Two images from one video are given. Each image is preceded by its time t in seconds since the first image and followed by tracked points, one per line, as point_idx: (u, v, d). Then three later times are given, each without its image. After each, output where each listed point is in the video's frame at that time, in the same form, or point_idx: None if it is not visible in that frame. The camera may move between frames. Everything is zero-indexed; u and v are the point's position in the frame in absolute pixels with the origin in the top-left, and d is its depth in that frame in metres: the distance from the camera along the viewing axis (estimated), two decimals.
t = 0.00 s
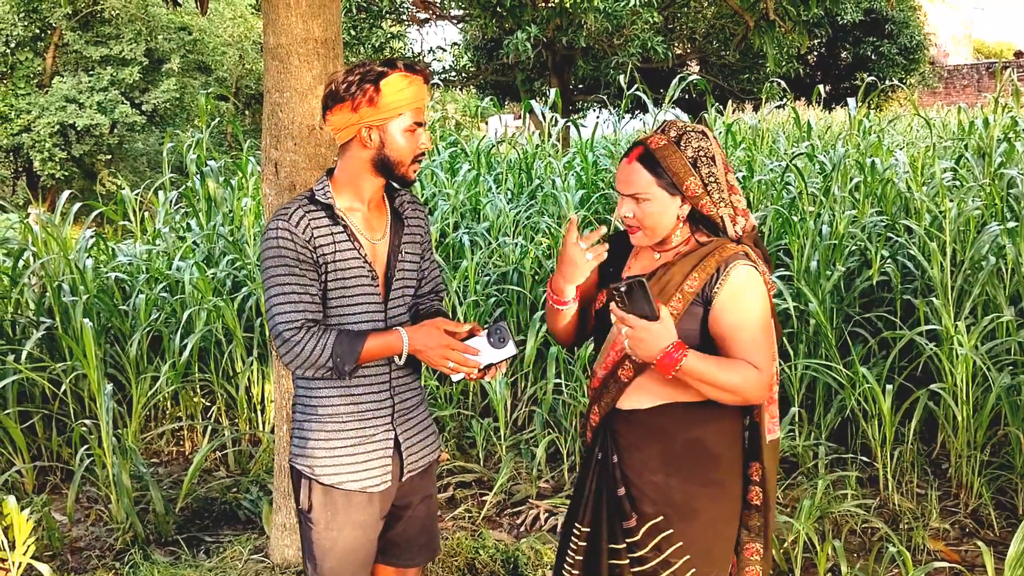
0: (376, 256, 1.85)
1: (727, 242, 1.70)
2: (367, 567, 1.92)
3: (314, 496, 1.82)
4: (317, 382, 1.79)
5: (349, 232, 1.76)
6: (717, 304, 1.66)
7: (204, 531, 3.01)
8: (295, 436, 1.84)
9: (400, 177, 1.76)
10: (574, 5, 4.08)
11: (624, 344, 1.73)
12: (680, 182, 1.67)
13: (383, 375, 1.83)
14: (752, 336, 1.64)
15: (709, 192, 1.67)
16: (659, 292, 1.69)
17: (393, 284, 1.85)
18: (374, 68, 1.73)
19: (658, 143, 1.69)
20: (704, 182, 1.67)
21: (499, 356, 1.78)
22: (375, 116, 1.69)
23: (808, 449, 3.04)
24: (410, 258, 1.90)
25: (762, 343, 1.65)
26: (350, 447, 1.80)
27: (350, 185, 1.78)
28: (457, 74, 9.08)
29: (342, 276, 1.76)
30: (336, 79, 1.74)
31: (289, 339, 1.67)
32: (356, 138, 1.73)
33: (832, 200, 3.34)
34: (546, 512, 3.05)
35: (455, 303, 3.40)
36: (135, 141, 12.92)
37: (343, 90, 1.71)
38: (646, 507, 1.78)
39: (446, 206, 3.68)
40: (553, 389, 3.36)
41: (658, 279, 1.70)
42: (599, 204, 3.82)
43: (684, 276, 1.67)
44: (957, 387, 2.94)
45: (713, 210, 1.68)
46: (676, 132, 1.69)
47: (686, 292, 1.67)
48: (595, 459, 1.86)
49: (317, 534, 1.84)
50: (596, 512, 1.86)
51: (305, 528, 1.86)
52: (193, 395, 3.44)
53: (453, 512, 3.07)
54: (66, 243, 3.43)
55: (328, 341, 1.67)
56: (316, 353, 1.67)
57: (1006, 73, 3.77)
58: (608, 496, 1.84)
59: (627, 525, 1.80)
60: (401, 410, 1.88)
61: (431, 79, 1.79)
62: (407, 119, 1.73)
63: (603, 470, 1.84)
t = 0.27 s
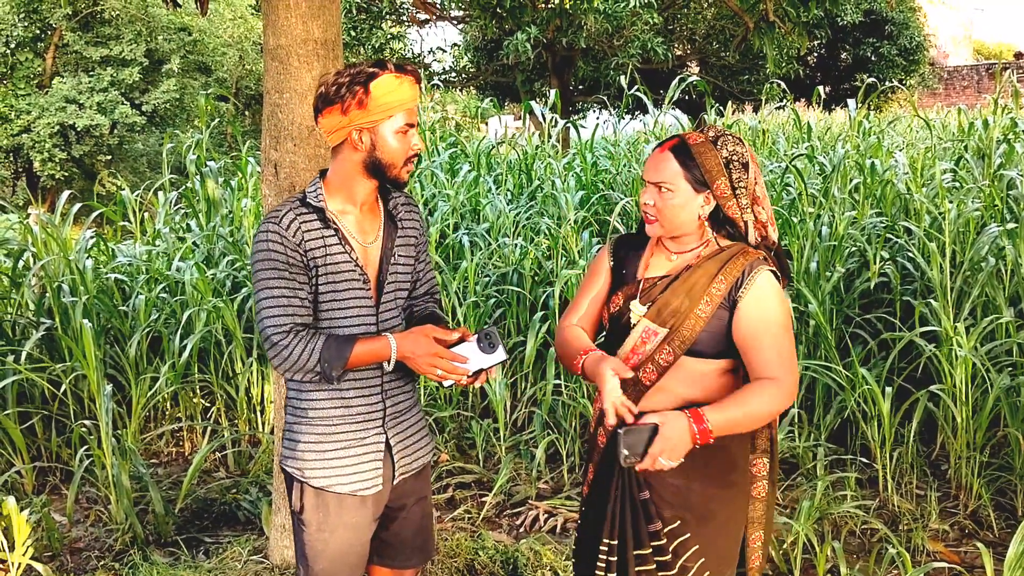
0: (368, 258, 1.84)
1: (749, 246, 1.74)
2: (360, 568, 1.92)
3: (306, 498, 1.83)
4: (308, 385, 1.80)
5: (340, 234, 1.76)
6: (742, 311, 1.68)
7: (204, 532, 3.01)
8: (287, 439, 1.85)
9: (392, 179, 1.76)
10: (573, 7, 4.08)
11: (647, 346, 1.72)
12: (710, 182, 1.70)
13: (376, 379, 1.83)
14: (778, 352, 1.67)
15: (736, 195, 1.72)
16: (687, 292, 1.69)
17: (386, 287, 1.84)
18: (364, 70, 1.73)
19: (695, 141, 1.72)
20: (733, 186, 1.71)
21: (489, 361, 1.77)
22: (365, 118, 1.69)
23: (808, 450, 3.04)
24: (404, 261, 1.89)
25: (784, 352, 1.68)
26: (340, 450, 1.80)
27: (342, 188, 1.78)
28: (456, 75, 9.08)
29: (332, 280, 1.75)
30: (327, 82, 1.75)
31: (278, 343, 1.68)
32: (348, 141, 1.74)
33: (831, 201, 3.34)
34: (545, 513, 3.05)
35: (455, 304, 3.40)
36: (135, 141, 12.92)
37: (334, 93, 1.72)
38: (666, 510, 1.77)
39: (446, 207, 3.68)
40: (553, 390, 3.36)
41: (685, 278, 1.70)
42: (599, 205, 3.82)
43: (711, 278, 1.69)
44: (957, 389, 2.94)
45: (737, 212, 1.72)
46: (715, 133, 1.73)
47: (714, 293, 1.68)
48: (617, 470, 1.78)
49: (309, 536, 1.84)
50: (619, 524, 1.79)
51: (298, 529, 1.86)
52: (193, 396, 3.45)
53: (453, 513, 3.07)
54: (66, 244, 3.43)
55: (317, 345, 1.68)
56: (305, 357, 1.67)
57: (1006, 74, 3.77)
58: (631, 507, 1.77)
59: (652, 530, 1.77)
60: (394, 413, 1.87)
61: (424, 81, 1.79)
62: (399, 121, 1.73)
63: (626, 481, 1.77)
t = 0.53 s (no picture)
0: (359, 260, 1.84)
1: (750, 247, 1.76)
2: (351, 569, 1.92)
3: (296, 499, 1.83)
4: (297, 387, 1.80)
5: (330, 236, 1.76)
6: (750, 313, 1.71)
7: (202, 532, 3.01)
8: (277, 440, 1.85)
9: (384, 180, 1.76)
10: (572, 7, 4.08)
11: (648, 344, 1.72)
12: (716, 182, 1.72)
13: (365, 380, 1.83)
14: (787, 353, 1.70)
15: (739, 196, 1.74)
16: (691, 291, 1.70)
17: (378, 288, 1.85)
18: (356, 71, 1.73)
19: (702, 140, 1.74)
20: (737, 187, 1.73)
21: (478, 364, 1.79)
22: (356, 120, 1.69)
23: (805, 450, 3.04)
24: (395, 261, 1.89)
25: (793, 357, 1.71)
26: (330, 452, 1.80)
27: (333, 189, 1.78)
28: (455, 75, 9.08)
29: (322, 281, 1.75)
30: (318, 82, 1.74)
31: (267, 345, 1.67)
32: (339, 142, 1.74)
33: (829, 201, 3.34)
34: (543, 512, 3.05)
35: (453, 305, 3.40)
36: (133, 141, 12.90)
37: (325, 94, 1.71)
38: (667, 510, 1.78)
39: (444, 207, 3.68)
40: (551, 390, 3.36)
41: (688, 277, 1.71)
42: (597, 205, 3.82)
43: (716, 278, 1.71)
44: (954, 389, 2.95)
45: (739, 213, 1.74)
46: (721, 134, 1.75)
47: (718, 294, 1.70)
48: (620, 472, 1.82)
49: (299, 538, 1.84)
50: (631, 527, 1.80)
51: (289, 530, 1.86)
52: (191, 396, 3.45)
53: (451, 513, 3.07)
54: (64, 243, 3.43)
55: (306, 348, 1.67)
56: (294, 360, 1.67)
57: (1004, 76, 3.77)
58: (634, 509, 1.80)
59: (653, 531, 1.79)
60: (383, 415, 1.87)
61: (416, 81, 1.79)
62: (390, 122, 1.72)
63: (627, 482, 1.81)
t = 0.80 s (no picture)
0: (349, 260, 1.83)
1: (724, 242, 1.85)
2: (341, 571, 1.92)
3: (284, 501, 1.82)
4: (285, 388, 1.80)
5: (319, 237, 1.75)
6: (729, 306, 1.80)
7: (198, 531, 3.00)
8: (264, 443, 1.85)
9: (375, 182, 1.76)
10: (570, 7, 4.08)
11: (635, 340, 1.77)
12: (694, 179, 1.79)
13: (353, 382, 1.83)
14: (765, 345, 1.81)
15: (715, 193, 1.82)
16: (674, 287, 1.77)
17: (367, 289, 1.84)
18: (346, 73, 1.73)
19: (680, 139, 1.80)
20: (713, 185, 1.81)
21: (466, 364, 1.79)
22: (347, 121, 1.69)
23: (802, 450, 3.04)
24: (385, 261, 1.89)
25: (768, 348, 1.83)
26: (318, 454, 1.79)
27: (323, 189, 1.78)
28: (453, 74, 9.08)
29: (311, 282, 1.75)
30: (309, 84, 1.74)
31: (254, 347, 1.67)
32: (330, 143, 1.73)
33: (826, 201, 3.34)
34: (540, 512, 3.04)
35: (450, 304, 3.40)
36: (130, 140, 12.87)
37: (315, 96, 1.71)
38: (657, 503, 1.87)
39: (442, 206, 3.68)
40: (548, 390, 3.36)
41: (670, 273, 1.78)
42: (595, 205, 3.81)
43: (697, 273, 1.79)
44: (951, 389, 2.95)
45: (715, 210, 1.82)
46: (698, 133, 1.82)
47: (700, 288, 1.79)
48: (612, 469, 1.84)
49: (288, 540, 1.84)
50: (626, 523, 1.84)
51: (278, 532, 1.86)
52: (188, 396, 3.44)
53: (448, 513, 3.06)
54: (60, 243, 3.43)
55: (294, 350, 1.67)
56: (281, 361, 1.67)
57: (1002, 76, 3.78)
58: (626, 506, 1.84)
59: (644, 527, 1.84)
60: (372, 416, 1.87)
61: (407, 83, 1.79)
62: (381, 124, 1.72)
63: (620, 480, 1.84)
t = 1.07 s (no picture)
0: (339, 261, 1.83)
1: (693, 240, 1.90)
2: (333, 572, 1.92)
3: (274, 503, 1.82)
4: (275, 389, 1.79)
5: (310, 237, 1.75)
6: (703, 304, 1.86)
7: (195, 531, 3.00)
8: (253, 444, 1.84)
9: (366, 184, 1.76)
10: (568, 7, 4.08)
11: (618, 341, 1.81)
12: (663, 181, 1.83)
13: (343, 383, 1.83)
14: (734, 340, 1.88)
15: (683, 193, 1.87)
16: (653, 287, 1.81)
17: (358, 289, 1.84)
18: (338, 75, 1.73)
19: (650, 141, 1.84)
20: (680, 186, 1.87)
21: (457, 360, 1.79)
22: (340, 124, 1.69)
23: (799, 450, 3.04)
24: (375, 261, 1.89)
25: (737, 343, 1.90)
26: (309, 455, 1.79)
27: (313, 190, 1.77)
28: (451, 73, 9.07)
29: (302, 282, 1.75)
30: (300, 86, 1.73)
31: (244, 348, 1.66)
32: (321, 145, 1.72)
33: (824, 201, 3.34)
34: (538, 512, 3.04)
35: (448, 304, 3.40)
36: (128, 139, 12.84)
37: (307, 97, 1.70)
38: (647, 499, 1.90)
39: (440, 206, 3.67)
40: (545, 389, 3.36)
41: (647, 274, 1.82)
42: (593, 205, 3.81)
43: (673, 272, 1.83)
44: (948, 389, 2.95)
45: (683, 208, 1.88)
46: (665, 135, 1.86)
47: (677, 287, 1.83)
48: (603, 468, 1.86)
49: (278, 541, 1.84)
50: (613, 523, 1.87)
51: (268, 533, 1.86)
52: (185, 395, 3.44)
53: (445, 512, 3.06)
54: (58, 242, 3.43)
55: (284, 351, 1.66)
56: (272, 363, 1.66)
57: (999, 76, 3.78)
58: (615, 505, 1.87)
59: (633, 523, 1.89)
60: (363, 417, 1.87)
61: (398, 85, 1.79)
62: (372, 127, 1.72)
63: (610, 478, 1.87)
